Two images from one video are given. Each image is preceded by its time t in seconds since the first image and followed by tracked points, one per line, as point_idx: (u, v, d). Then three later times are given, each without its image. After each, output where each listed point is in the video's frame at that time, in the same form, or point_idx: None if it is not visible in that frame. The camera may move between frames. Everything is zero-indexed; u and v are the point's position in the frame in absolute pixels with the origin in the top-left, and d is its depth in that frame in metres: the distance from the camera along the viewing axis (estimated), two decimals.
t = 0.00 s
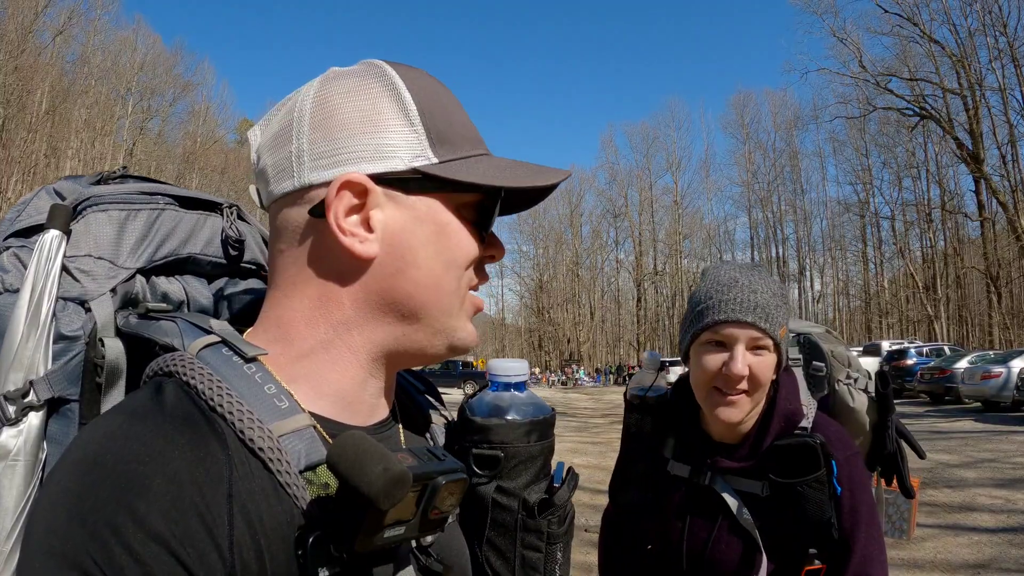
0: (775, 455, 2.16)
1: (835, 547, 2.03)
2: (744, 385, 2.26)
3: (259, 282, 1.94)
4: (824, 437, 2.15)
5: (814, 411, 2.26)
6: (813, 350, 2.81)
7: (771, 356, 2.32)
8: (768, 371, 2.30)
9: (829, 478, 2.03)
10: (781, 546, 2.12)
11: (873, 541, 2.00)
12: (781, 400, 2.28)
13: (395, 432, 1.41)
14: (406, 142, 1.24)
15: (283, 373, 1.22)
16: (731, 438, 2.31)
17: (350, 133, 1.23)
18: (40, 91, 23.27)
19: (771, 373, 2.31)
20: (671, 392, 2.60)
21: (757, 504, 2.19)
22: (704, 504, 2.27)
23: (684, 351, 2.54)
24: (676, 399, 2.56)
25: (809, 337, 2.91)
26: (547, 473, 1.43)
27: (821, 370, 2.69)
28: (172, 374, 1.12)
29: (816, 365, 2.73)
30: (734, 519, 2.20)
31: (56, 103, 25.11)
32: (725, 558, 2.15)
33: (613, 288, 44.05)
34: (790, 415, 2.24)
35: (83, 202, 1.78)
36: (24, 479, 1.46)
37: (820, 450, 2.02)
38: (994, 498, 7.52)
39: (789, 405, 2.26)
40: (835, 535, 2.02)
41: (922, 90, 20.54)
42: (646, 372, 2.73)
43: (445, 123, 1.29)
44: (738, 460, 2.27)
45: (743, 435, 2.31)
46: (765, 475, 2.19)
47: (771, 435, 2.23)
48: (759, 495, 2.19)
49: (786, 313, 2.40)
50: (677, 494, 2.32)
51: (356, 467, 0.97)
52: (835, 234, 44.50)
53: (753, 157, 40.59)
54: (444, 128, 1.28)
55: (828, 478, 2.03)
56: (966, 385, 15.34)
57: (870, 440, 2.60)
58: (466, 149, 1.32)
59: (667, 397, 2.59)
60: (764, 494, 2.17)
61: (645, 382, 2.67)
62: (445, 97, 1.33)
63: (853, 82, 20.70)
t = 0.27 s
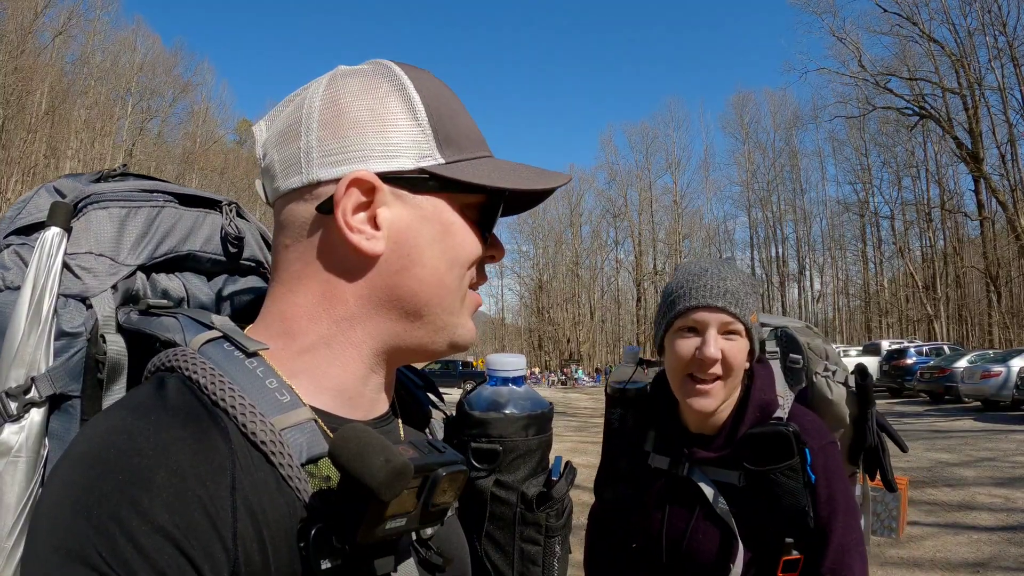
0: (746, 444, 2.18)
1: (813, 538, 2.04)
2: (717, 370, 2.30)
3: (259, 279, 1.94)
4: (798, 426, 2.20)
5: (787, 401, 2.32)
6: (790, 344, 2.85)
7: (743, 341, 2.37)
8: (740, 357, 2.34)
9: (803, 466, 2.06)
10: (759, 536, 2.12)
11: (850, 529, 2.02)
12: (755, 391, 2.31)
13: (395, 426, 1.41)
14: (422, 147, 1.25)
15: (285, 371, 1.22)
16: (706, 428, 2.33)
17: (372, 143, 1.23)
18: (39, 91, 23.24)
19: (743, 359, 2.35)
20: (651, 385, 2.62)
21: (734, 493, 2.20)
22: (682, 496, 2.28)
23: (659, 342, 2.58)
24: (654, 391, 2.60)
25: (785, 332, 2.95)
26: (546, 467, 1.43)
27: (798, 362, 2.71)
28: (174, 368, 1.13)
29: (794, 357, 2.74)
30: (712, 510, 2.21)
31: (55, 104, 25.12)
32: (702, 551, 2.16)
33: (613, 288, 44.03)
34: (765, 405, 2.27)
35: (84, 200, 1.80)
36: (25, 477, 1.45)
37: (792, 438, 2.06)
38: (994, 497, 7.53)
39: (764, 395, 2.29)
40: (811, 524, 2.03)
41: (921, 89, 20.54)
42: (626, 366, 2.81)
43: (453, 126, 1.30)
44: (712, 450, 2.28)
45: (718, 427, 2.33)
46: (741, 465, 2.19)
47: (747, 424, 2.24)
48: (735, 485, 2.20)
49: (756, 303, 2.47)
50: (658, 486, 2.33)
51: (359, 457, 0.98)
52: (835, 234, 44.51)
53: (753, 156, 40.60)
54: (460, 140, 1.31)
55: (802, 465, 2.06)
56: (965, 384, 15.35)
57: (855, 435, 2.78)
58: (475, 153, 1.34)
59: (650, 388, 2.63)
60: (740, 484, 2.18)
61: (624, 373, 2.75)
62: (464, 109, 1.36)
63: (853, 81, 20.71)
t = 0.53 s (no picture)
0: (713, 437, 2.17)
1: (782, 529, 2.01)
2: (689, 363, 2.30)
3: (258, 276, 1.96)
4: (767, 420, 2.14)
5: (757, 396, 2.27)
6: (763, 337, 2.94)
7: (715, 335, 2.37)
8: (712, 351, 2.34)
9: (769, 458, 2.03)
10: (731, 533, 2.09)
11: (823, 523, 1.96)
12: (725, 383, 2.30)
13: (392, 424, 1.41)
14: (362, 130, 1.20)
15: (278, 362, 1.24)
16: (679, 423, 2.34)
17: (349, 134, 1.21)
18: (38, 92, 23.17)
19: (716, 352, 2.36)
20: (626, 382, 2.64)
21: (704, 488, 2.18)
22: (656, 490, 2.29)
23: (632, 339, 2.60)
24: (628, 388, 2.61)
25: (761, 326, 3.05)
26: (541, 465, 1.44)
27: (771, 354, 2.80)
28: (172, 362, 1.13)
29: (767, 350, 2.84)
30: (687, 507, 2.18)
31: (54, 104, 25.09)
32: (673, 541, 2.15)
33: (612, 288, 44.03)
34: (733, 398, 2.25)
35: (84, 196, 1.80)
36: (24, 470, 1.43)
37: (759, 431, 2.06)
38: (993, 495, 7.54)
39: (734, 389, 2.27)
40: (781, 518, 2.00)
41: (920, 89, 20.54)
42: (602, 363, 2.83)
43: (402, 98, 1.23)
44: (683, 444, 2.28)
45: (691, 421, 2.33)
46: (708, 459, 2.19)
47: (714, 418, 2.23)
48: (705, 479, 2.18)
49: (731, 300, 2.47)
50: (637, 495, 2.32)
51: (355, 449, 0.98)
52: (834, 233, 44.52)
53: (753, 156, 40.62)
54: (418, 115, 1.22)
55: (768, 457, 2.04)
56: (965, 383, 15.37)
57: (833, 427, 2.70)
58: (440, 123, 1.23)
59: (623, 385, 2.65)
60: (710, 478, 2.16)
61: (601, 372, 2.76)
62: (433, 86, 1.29)
63: (852, 81, 20.71)
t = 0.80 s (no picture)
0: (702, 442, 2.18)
1: (774, 535, 2.00)
2: (674, 365, 2.29)
3: (260, 284, 2.03)
4: (758, 425, 2.15)
5: (750, 400, 2.26)
6: (756, 341, 2.97)
7: (702, 339, 2.36)
8: (699, 356, 2.32)
9: (759, 463, 2.03)
10: (724, 539, 2.09)
11: (817, 527, 1.95)
12: (715, 389, 2.29)
13: (396, 437, 1.41)
14: (288, 139, 1.18)
15: (272, 369, 1.25)
16: (669, 427, 2.34)
17: (290, 138, 1.20)
18: (37, 92, 23.15)
19: (703, 356, 2.35)
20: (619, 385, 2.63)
21: (695, 493, 2.19)
22: (652, 494, 2.27)
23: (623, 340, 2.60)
24: (622, 392, 2.61)
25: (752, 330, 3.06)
26: (548, 478, 1.42)
27: (764, 359, 2.84)
28: (172, 373, 1.14)
29: (760, 355, 2.88)
30: (672, 512, 2.20)
31: (54, 105, 25.09)
32: (663, 546, 2.14)
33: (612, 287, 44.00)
34: (724, 402, 2.24)
35: (88, 204, 1.86)
36: (25, 479, 1.46)
37: (748, 435, 2.06)
38: (995, 496, 7.52)
39: (724, 393, 2.26)
40: (772, 523, 1.99)
41: (920, 88, 20.52)
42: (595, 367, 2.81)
43: (325, 93, 1.16)
44: (674, 449, 2.28)
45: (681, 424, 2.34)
46: (700, 463, 2.19)
47: (704, 422, 2.23)
48: (697, 484, 2.19)
49: (719, 303, 2.45)
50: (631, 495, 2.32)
51: (354, 465, 0.97)
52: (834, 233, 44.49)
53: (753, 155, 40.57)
54: (328, 105, 1.15)
55: (758, 462, 2.03)
56: (965, 383, 15.36)
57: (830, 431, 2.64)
58: (343, 106, 1.13)
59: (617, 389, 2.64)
60: (701, 482, 2.17)
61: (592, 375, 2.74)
62: (352, 66, 1.19)
63: (852, 80, 20.68)
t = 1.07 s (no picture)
0: (715, 442, 2.19)
1: (786, 532, 2.03)
2: (681, 367, 2.29)
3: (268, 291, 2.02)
4: (770, 423, 2.19)
5: (760, 399, 2.30)
6: (763, 341, 2.88)
7: (709, 340, 2.36)
8: (706, 356, 2.33)
9: (774, 462, 2.06)
10: (733, 536, 2.12)
11: (828, 523, 2.01)
12: (726, 389, 2.30)
13: (406, 438, 1.42)
14: (279, 153, 1.18)
15: (278, 376, 1.25)
16: (680, 428, 2.34)
17: (281, 148, 1.19)
18: (35, 93, 23.13)
19: (710, 357, 2.35)
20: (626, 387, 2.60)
21: (708, 491, 2.19)
22: (660, 492, 2.27)
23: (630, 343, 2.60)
24: (629, 393, 2.58)
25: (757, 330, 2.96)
26: (558, 480, 1.43)
27: (771, 360, 2.76)
28: (181, 381, 1.14)
29: (768, 355, 2.80)
30: (685, 510, 2.19)
31: (52, 106, 25.05)
32: (678, 545, 2.15)
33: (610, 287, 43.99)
34: (736, 403, 2.26)
35: (96, 211, 1.86)
36: (36, 483, 1.50)
37: (763, 433, 2.09)
38: (994, 494, 7.54)
39: (735, 394, 2.28)
40: (785, 521, 2.03)
41: (918, 87, 20.52)
42: (602, 368, 2.78)
43: (314, 104, 1.15)
44: (687, 448, 2.28)
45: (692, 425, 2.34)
46: (712, 463, 2.20)
47: (716, 421, 2.25)
48: (710, 483, 2.19)
49: (726, 304, 2.45)
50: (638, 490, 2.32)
51: (367, 470, 0.97)
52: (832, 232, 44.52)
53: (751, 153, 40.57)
54: (316, 115, 1.14)
55: (772, 462, 2.06)
56: (964, 382, 15.38)
57: (832, 432, 2.68)
58: (334, 115, 1.12)
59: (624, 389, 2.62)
60: (714, 481, 2.17)
61: (600, 378, 2.71)
62: (338, 72, 1.19)
63: (850, 79, 20.67)
